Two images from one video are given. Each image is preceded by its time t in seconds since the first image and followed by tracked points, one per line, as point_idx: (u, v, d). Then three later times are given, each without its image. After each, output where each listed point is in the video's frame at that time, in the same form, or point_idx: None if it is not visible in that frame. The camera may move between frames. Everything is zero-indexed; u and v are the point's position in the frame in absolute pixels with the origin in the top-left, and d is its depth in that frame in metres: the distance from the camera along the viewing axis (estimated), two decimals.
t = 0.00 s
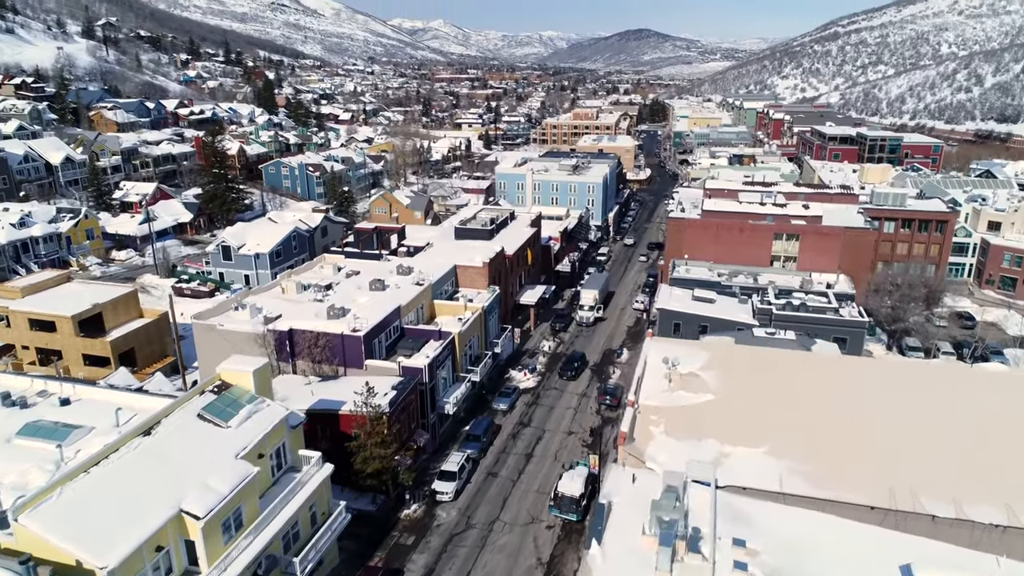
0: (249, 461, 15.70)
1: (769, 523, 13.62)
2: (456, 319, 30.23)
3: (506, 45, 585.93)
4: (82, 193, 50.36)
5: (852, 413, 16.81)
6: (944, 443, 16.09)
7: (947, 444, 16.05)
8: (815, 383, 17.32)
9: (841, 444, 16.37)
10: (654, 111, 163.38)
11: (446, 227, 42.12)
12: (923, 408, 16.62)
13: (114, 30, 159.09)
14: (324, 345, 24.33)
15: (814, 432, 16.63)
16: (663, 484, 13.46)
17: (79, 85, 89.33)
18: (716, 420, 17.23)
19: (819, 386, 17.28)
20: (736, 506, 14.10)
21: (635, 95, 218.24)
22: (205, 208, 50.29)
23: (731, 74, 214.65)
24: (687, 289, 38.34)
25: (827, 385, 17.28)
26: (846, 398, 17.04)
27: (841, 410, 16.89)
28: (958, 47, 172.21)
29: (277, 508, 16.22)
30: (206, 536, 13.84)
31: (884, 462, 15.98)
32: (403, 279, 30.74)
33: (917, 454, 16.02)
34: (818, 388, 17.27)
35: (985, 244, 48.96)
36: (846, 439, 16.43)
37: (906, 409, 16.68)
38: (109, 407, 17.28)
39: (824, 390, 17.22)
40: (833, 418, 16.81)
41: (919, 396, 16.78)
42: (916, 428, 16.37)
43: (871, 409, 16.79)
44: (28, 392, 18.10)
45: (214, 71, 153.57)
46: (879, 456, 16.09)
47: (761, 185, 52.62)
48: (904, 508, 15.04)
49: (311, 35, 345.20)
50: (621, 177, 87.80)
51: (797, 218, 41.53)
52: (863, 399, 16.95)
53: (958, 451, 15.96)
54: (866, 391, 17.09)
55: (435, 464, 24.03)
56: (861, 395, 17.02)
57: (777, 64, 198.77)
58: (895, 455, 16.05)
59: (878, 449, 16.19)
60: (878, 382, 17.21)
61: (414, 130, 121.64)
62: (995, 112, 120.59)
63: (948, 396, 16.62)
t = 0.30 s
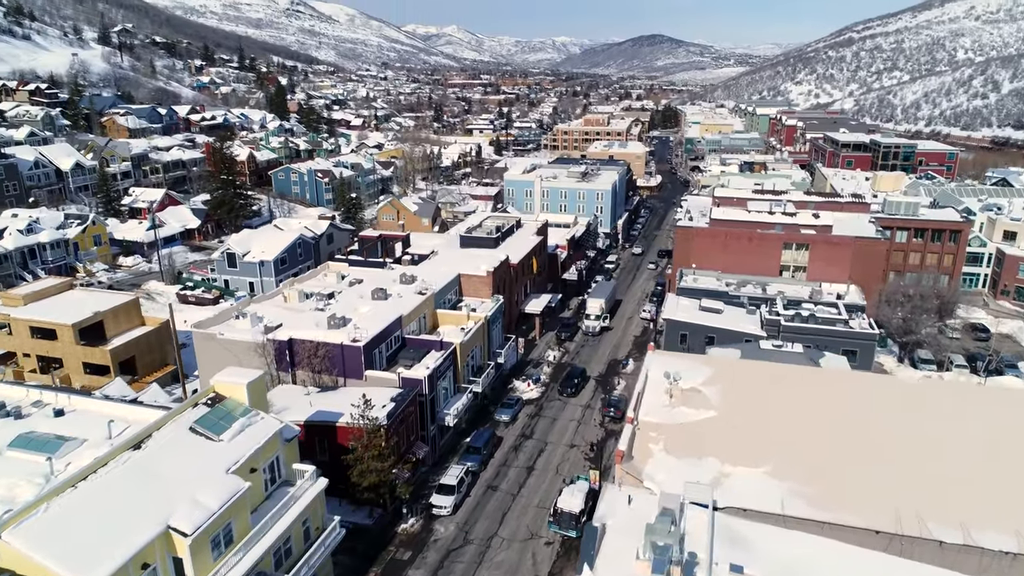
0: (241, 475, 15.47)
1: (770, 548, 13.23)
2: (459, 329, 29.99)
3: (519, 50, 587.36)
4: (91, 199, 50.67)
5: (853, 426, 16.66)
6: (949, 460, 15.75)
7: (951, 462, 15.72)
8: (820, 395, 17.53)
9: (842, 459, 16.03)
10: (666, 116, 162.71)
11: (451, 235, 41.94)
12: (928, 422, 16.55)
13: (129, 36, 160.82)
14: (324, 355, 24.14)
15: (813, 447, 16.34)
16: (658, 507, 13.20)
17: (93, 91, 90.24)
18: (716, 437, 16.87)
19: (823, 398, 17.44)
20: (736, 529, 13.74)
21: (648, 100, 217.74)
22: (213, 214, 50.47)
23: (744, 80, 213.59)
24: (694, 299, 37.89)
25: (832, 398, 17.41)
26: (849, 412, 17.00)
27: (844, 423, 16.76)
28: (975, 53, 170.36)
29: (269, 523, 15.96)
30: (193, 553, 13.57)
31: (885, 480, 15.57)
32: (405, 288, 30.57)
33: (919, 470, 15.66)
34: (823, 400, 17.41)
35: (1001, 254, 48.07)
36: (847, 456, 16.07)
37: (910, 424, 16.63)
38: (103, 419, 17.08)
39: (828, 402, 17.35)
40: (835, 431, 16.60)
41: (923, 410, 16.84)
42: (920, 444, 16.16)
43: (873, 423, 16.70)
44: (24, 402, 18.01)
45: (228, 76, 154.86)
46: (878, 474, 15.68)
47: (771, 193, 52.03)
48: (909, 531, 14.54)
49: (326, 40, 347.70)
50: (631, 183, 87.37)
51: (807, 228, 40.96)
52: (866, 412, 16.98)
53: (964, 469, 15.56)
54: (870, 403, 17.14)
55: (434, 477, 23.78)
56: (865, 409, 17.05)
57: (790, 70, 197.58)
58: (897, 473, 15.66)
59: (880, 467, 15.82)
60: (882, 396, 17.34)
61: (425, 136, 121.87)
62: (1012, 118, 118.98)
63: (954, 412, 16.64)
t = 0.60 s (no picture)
0: (231, 490, 15.21)
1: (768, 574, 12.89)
2: (462, 338, 29.72)
3: (532, 56, 588.59)
4: (102, 205, 51.01)
5: (855, 440, 16.35)
6: (956, 477, 15.36)
7: (958, 480, 15.29)
8: (823, 407, 17.23)
9: (844, 474, 15.70)
10: (679, 122, 162.03)
11: (457, 243, 41.74)
12: (933, 438, 16.13)
13: (145, 42, 162.71)
14: (323, 366, 23.96)
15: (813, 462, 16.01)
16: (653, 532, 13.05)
17: (108, 97, 91.20)
18: (717, 454, 16.45)
19: (826, 411, 17.13)
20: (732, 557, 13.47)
21: (660, 107, 217.21)
22: (221, 221, 50.66)
23: (758, 87, 212.47)
24: (701, 309, 37.45)
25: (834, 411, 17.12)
26: (851, 426, 16.70)
27: (845, 436, 16.46)
28: (992, 59, 168.41)
29: (260, 539, 15.72)
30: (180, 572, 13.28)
31: (886, 496, 15.26)
32: (408, 298, 30.38)
33: (922, 488, 15.29)
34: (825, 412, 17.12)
35: (1017, 265, 47.12)
36: (849, 471, 15.72)
37: (915, 439, 16.24)
38: (96, 430, 16.93)
39: (830, 415, 17.05)
40: (836, 445, 16.30)
41: (929, 425, 16.41)
42: (926, 461, 15.74)
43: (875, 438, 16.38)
44: (19, 413, 17.92)
45: (242, 82, 156.20)
46: (880, 491, 15.36)
47: (781, 201, 51.42)
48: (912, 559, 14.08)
49: (341, 46, 350.16)
50: (641, 191, 86.96)
51: (817, 238, 40.34)
52: (869, 426, 16.66)
53: (969, 488, 15.17)
54: (873, 418, 16.80)
55: (433, 491, 23.48)
56: (868, 423, 16.71)
57: (805, 76, 196.29)
58: (899, 489, 15.34)
59: (882, 482, 15.48)
60: (887, 408, 16.97)
61: (436, 142, 122.13)
62: None
63: (963, 427, 16.17)
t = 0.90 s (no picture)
0: (223, 506, 14.97)
1: None
2: (465, 349, 29.46)
3: (547, 62, 589.83)
4: (113, 211, 51.37)
5: (867, 459, 16.23)
6: (966, 504, 14.91)
7: (967, 507, 14.85)
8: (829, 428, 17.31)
9: (856, 491, 15.39)
10: (693, 129, 161.04)
11: (464, 251, 41.53)
12: (942, 463, 15.95)
13: (163, 49, 164.62)
14: (324, 377, 23.76)
15: (824, 478, 15.73)
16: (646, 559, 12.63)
17: (124, 104, 92.19)
18: (719, 473, 16.07)
19: (833, 431, 17.18)
20: None
21: (675, 113, 216.40)
22: (231, 228, 50.85)
23: (774, 93, 211.10)
24: (710, 320, 36.94)
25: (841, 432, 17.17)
26: (859, 445, 16.69)
27: (855, 455, 16.35)
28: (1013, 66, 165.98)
29: (251, 555, 15.43)
30: None
31: (897, 518, 14.75)
32: (412, 307, 30.18)
33: (937, 503, 14.99)
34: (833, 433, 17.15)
35: None
36: (858, 490, 15.41)
37: (921, 467, 15.94)
38: (91, 442, 16.82)
39: (839, 435, 17.03)
40: (847, 464, 16.11)
41: (937, 451, 16.30)
42: (934, 488, 15.34)
43: (886, 456, 16.31)
44: (15, 424, 17.84)
45: (257, 89, 157.52)
46: (893, 509, 14.94)
47: (794, 211, 50.72)
48: None
49: (356, 53, 352.71)
50: (653, 198, 86.42)
51: (829, 248, 39.68)
52: (879, 445, 16.64)
53: (986, 505, 14.87)
54: (879, 440, 16.84)
55: (433, 505, 23.23)
56: (875, 445, 16.69)
57: (821, 82, 194.67)
58: (910, 511, 14.87)
59: (891, 505, 15.05)
60: (892, 440, 16.83)
61: (449, 149, 122.31)
62: None
63: (969, 459, 15.99)
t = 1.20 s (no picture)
0: (214, 522, 14.71)
1: None
2: (469, 360, 29.19)
3: (562, 68, 590.92)
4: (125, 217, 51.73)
5: (876, 479, 15.85)
6: (979, 526, 14.38)
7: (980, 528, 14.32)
8: (834, 447, 17.01)
9: (866, 511, 14.94)
10: (708, 136, 160.05)
11: (471, 260, 41.28)
12: (952, 485, 15.51)
13: (181, 56, 166.72)
14: (324, 388, 23.59)
15: (832, 497, 15.31)
16: None
17: (140, 111, 93.21)
18: (720, 494, 15.61)
19: (840, 450, 16.89)
20: None
21: (690, 119, 215.39)
22: (241, 235, 51.01)
23: (790, 100, 209.55)
24: (720, 332, 36.40)
25: (847, 450, 16.89)
26: (869, 465, 16.34)
27: (864, 475, 15.99)
28: None
29: (244, 572, 15.15)
30: None
31: (907, 539, 14.21)
32: (417, 317, 29.97)
33: (948, 524, 14.48)
34: (838, 451, 16.88)
35: None
36: (866, 510, 14.92)
37: (931, 489, 15.48)
38: (86, 454, 16.70)
39: (845, 455, 16.73)
40: (855, 483, 15.73)
41: (947, 473, 15.89)
42: (945, 510, 14.85)
43: (893, 474, 15.98)
44: (12, 434, 17.77)
45: (273, 95, 158.83)
46: (902, 530, 14.42)
47: (807, 220, 49.99)
48: None
49: (373, 59, 355.08)
50: (666, 206, 85.82)
51: (842, 259, 38.99)
52: (888, 466, 16.30)
53: (999, 526, 14.35)
54: (887, 462, 16.44)
55: (434, 519, 22.96)
56: (883, 466, 16.27)
57: (838, 89, 192.91)
58: (921, 533, 14.32)
59: (901, 526, 14.53)
60: (900, 462, 16.43)
61: (462, 156, 122.48)
62: None
63: (979, 483, 15.56)
